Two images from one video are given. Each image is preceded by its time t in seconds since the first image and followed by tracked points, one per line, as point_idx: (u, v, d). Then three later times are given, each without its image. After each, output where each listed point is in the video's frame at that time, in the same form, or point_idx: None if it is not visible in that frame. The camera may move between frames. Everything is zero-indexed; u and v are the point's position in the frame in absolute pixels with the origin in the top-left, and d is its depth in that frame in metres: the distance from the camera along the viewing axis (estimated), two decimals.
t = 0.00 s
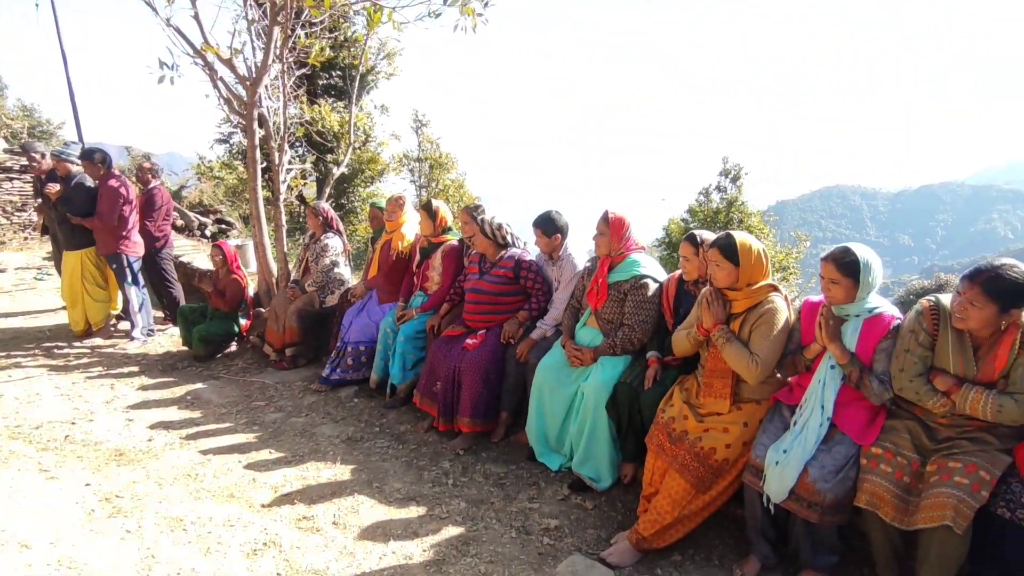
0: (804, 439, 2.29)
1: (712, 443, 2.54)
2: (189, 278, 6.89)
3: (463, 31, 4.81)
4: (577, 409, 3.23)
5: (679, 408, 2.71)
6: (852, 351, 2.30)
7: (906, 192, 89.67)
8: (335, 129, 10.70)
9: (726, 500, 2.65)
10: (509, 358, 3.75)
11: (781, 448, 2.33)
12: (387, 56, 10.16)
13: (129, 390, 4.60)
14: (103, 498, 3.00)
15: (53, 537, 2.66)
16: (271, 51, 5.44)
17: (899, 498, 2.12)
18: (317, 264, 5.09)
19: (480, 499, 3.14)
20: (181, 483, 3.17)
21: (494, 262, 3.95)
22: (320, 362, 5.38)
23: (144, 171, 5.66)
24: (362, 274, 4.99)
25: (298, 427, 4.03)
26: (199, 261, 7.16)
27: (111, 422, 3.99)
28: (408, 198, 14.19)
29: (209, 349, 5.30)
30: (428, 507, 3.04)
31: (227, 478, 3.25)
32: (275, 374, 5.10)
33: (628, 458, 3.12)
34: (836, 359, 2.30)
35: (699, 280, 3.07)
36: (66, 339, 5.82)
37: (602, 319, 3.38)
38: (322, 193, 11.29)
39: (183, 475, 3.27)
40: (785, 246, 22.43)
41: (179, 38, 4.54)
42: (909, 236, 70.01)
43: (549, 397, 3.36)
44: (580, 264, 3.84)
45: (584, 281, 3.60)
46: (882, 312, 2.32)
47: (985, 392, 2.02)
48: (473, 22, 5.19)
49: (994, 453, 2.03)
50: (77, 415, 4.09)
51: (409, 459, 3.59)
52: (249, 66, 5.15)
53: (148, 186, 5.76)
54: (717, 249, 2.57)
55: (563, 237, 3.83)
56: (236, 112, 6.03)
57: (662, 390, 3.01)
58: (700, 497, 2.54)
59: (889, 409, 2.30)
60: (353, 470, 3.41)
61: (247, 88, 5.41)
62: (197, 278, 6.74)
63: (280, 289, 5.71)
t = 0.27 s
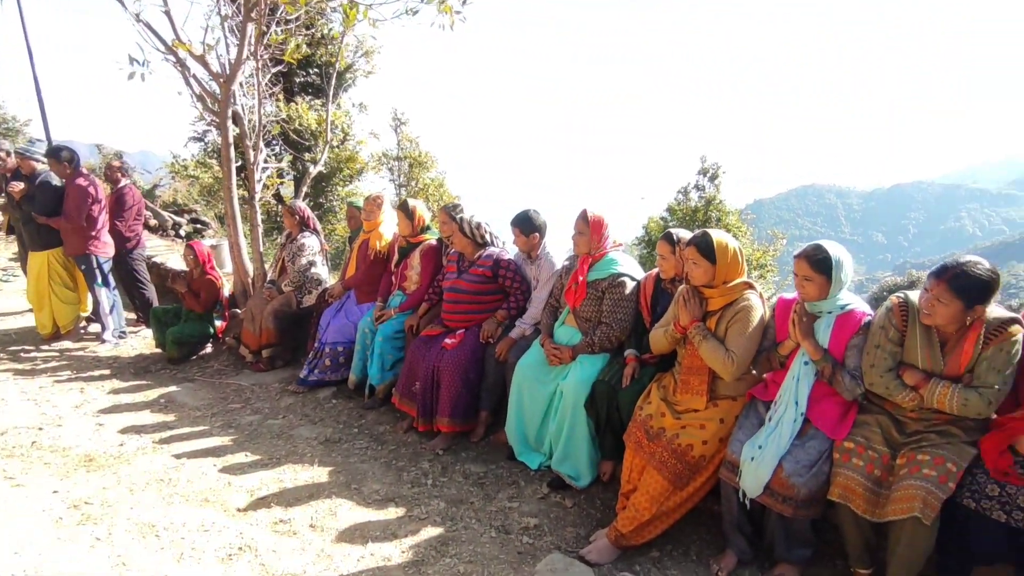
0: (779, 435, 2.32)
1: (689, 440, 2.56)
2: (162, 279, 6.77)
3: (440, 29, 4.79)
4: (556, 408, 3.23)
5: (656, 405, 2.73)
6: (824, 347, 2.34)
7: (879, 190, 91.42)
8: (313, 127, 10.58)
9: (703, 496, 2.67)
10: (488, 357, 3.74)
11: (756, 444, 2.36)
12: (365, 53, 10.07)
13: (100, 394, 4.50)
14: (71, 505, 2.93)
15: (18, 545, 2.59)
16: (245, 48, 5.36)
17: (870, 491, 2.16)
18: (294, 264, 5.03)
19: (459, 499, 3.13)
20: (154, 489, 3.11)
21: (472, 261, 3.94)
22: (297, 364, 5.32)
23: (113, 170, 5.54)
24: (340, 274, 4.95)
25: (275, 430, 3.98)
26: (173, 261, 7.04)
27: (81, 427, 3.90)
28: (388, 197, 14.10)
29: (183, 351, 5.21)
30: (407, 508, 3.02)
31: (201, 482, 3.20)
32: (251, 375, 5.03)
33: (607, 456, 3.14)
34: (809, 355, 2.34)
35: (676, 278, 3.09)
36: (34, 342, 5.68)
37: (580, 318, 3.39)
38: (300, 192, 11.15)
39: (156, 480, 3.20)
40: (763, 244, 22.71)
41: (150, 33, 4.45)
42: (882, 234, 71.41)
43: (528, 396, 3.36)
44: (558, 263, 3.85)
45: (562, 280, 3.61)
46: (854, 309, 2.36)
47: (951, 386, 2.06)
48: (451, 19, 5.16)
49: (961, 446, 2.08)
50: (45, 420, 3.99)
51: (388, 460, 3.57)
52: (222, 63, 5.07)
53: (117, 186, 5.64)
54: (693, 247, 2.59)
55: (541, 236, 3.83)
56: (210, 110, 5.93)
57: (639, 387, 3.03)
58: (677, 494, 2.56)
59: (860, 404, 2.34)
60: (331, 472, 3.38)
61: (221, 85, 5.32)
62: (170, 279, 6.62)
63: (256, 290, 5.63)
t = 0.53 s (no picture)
0: (755, 430, 2.35)
1: (667, 437, 2.57)
2: (136, 281, 6.64)
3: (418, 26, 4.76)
4: (536, 406, 3.24)
5: (635, 403, 2.74)
6: (799, 343, 2.37)
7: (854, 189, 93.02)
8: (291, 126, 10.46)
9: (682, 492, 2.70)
10: (468, 357, 3.73)
11: (734, 440, 2.39)
12: (344, 51, 9.98)
13: (71, 398, 4.40)
14: (40, 513, 2.86)
15: None
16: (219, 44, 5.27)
17: (845, 484, 2.19)
18: (271, 264, 4.96)
19: (439, 499, 3.12)
20: (126, 494, 3.05)
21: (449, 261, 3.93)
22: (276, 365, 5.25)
23: (82, 169, 5.43)
24: (318, 274, 4.90)
25: (252, 432, 3.93)
26: (147, 262, 6.91)
27: (51, 432, 3.82)
28: (368, 196, 14.00)
29: (157, 353, 5.12)
30: (386, 509, 3.00)
31: (176, 487, 3.14)
32: (228, 377, 4.96)
33: (587, 454, 3.15)
34: (785, 352, 2.36)
35: (654, 276, 3.11)
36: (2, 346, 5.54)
37: (560, 316, 3.40)
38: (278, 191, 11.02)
39: (129, 485, 3.14)
40: (742, 242, 22.97)
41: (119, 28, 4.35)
42: (857, 231, 72.69)
43: (508, 395, 3.36)
44: (537, 262, 3.85)
45: (542, 278, 3.61)
46: (828, 305, 2.40)
47: (921, 380, 2.10)
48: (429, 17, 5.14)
49: (931, 439, 2.13)
50: (13, 426, 3.89)
51: (368, 461, 3.54)
52: (195, 59, 4.98)
53: (86, 185, 5.53)
54: (671, 246, 2.61)
55: (521, 235, 3.83)
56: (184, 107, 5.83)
57: (619, 385, 3.05)
58: (656, 490, 2.58)
59: (834, 400, 2.37)
60: (309, 474, 3.35)
61: (194, 82, 5.23)
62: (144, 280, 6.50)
63: (233, 290, 5.55)
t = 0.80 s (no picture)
0: (729, 426, 2.38)
1: (643, 434, 2.59)
2: (106, 283, 6.50)
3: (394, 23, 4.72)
4: (514, 405, 3.24)
5: (612, 400, 2.76)
6: (772, 340, 2.40)
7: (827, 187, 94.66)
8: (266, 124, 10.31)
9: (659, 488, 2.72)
10: (446, 356, 3.71)
11: (709, 436, 2.41)
12: (319, 48, 9.86)
13: (37, 403, 4.29)
14: (3, 522, 2.78)
15: None
16: (190, 40, 5.17)
17: (816, 478, 2.23)
18: (245, 264, 4.89)
19: (417, 500, 3.10)
20: (95, 501, 2.98)
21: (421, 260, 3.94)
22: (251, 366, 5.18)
23: (47, 168, 5.29)
24: (294, 274, 4.84)
25: (226, 435, 3.87)
26: (117, 263, 6.77)
27: (16, 438, 3.71)
28: (346, 195, 13.87)
29: (127, 356, 5.01)
30: (363, 511, 2.98)
31: (147, 492, 3.08)
32: (202, 380, 4.88)
33: (565, 452, 3.16)
34: (758, 348, 2.40)
35: (630, 274, 3.13)
36: None
37: (537, 315, 3.40)
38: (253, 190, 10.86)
39: (97, 492, 3.07)
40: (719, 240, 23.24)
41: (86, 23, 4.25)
42: (830, 229, 74.00)
43: (486, 394, 3.35)
44: (514, 261, 3.84)
45: (519, 277, 3.61)
46: (799, 302, 2.44)
47: (889, 375, 2.15)
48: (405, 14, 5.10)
49: (899, 431, 2.17)
50: None
51: (345, 463, 3.51)
52: (164, 55, 4.88)
53: (51, 185, 5.39)
54: (647, 244, 2.63)
55: (498, 234, 3.83)
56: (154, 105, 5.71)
57: (596, 382, 3.06)
58: (633, 487, 2.59)
59: (806, 395, 2.41)
60: (285, 477, 3.31)
61: (164, 79, 5.13)
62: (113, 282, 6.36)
63: (206, 291, 5.46)
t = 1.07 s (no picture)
0: (702, 421, 2.40)
1: (618, 430, 2.60)
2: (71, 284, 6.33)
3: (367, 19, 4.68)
4: (489, 403, 3.23)
5: (587, 397, 2.77)
6: (743, 335, 2.43)
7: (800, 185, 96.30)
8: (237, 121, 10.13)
9: (634, 483, 2.73)
10: (421, 355, 3.69)
11: (682, 431, 2.43)
12: (292, 44, 9.72)
13: None
14: None
15: None
16: (156, 35, 5.05)
17: (786, 471, 2.27)
18: (216, 264, 4.80)
19: (393, 500, 3.08)
20: (58, 509, 2.90)
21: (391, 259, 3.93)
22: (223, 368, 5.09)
23: (7, 166, 5.13)
24: (266, 274, 4.77)
25: (197, 438, 3.80)
26: (83, 264, 6.59)
27: None
28: (321, 193, 13.71)
29: (93, 359, 4.89)
30: (338, 512, 2.95)
31: (114, 498, 3.01)
32: (172, 382, 4.78)
33: (541, 449, 3.16)
34: (730, 343, 2.42)
35: (604, 271, 3.15)
36: None
37: (512, 313, 3.40)
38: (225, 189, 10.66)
39: (62, 499, 2.99)
40: (695, 237, 23.49)
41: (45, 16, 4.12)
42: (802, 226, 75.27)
43: (462, 393, 3.34)
44: (489, 259, 3.84)
45: (494, 276, 3.60)
46: (769, 298, 2.47)
47: (856, 368, 2.19)
48: (378, 10, 5.05)
49: (866, 424, 2.22)
50: None
51: (319, 464, 3.47)
52: (129, 50, 4.76)
53: (12, 183, 5.23)
54: (620, 241, 2.64)
55: (473, 232, 3.82)
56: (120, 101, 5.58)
57: (571, 379, 3.07)
58: (608, 483, 2.61)
59: (777, 389, 2.45)
60: (258, 480, 3.26)
61: (129, 74, 5.00)
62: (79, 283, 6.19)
63: (176, 291, 5.35)
